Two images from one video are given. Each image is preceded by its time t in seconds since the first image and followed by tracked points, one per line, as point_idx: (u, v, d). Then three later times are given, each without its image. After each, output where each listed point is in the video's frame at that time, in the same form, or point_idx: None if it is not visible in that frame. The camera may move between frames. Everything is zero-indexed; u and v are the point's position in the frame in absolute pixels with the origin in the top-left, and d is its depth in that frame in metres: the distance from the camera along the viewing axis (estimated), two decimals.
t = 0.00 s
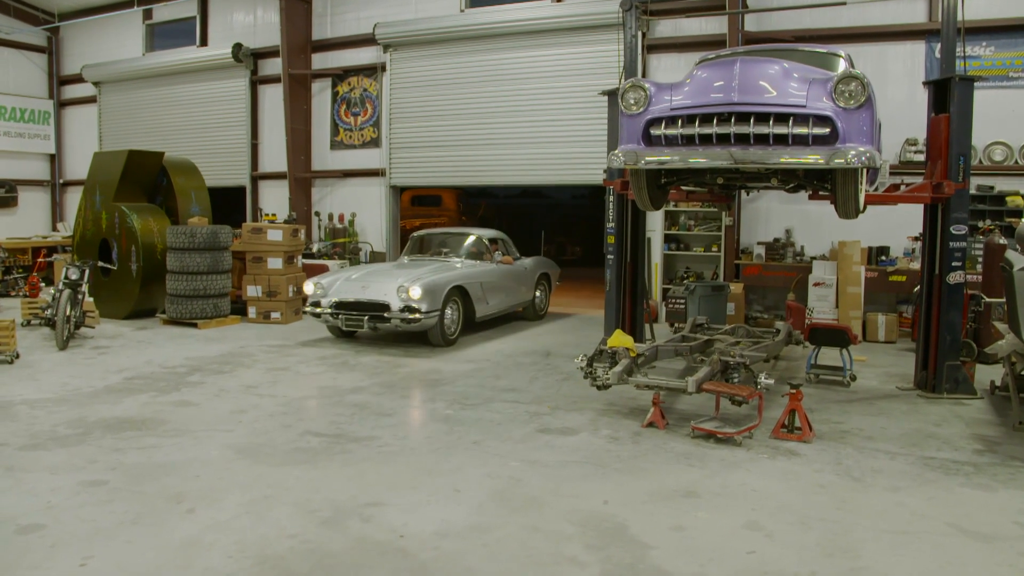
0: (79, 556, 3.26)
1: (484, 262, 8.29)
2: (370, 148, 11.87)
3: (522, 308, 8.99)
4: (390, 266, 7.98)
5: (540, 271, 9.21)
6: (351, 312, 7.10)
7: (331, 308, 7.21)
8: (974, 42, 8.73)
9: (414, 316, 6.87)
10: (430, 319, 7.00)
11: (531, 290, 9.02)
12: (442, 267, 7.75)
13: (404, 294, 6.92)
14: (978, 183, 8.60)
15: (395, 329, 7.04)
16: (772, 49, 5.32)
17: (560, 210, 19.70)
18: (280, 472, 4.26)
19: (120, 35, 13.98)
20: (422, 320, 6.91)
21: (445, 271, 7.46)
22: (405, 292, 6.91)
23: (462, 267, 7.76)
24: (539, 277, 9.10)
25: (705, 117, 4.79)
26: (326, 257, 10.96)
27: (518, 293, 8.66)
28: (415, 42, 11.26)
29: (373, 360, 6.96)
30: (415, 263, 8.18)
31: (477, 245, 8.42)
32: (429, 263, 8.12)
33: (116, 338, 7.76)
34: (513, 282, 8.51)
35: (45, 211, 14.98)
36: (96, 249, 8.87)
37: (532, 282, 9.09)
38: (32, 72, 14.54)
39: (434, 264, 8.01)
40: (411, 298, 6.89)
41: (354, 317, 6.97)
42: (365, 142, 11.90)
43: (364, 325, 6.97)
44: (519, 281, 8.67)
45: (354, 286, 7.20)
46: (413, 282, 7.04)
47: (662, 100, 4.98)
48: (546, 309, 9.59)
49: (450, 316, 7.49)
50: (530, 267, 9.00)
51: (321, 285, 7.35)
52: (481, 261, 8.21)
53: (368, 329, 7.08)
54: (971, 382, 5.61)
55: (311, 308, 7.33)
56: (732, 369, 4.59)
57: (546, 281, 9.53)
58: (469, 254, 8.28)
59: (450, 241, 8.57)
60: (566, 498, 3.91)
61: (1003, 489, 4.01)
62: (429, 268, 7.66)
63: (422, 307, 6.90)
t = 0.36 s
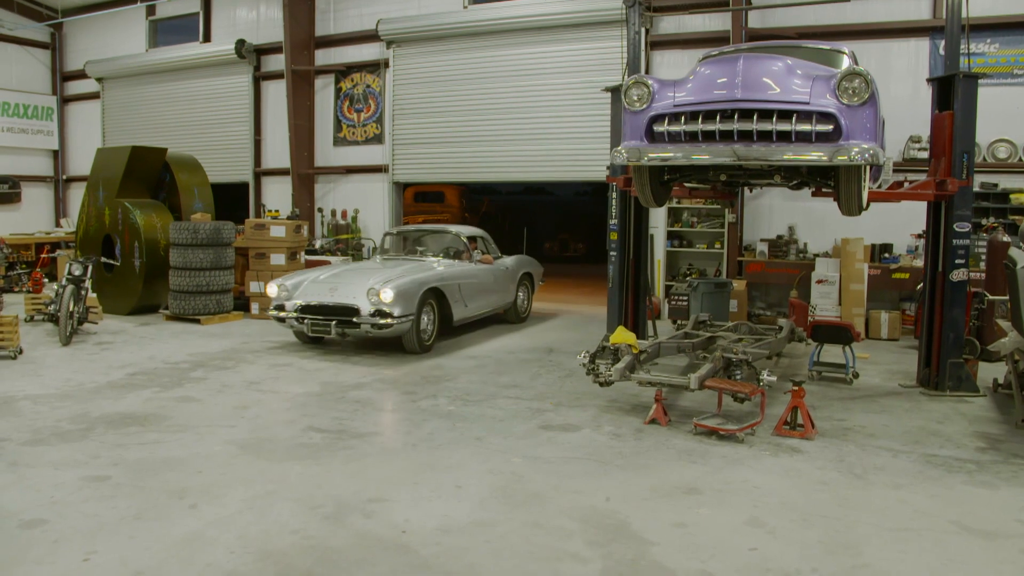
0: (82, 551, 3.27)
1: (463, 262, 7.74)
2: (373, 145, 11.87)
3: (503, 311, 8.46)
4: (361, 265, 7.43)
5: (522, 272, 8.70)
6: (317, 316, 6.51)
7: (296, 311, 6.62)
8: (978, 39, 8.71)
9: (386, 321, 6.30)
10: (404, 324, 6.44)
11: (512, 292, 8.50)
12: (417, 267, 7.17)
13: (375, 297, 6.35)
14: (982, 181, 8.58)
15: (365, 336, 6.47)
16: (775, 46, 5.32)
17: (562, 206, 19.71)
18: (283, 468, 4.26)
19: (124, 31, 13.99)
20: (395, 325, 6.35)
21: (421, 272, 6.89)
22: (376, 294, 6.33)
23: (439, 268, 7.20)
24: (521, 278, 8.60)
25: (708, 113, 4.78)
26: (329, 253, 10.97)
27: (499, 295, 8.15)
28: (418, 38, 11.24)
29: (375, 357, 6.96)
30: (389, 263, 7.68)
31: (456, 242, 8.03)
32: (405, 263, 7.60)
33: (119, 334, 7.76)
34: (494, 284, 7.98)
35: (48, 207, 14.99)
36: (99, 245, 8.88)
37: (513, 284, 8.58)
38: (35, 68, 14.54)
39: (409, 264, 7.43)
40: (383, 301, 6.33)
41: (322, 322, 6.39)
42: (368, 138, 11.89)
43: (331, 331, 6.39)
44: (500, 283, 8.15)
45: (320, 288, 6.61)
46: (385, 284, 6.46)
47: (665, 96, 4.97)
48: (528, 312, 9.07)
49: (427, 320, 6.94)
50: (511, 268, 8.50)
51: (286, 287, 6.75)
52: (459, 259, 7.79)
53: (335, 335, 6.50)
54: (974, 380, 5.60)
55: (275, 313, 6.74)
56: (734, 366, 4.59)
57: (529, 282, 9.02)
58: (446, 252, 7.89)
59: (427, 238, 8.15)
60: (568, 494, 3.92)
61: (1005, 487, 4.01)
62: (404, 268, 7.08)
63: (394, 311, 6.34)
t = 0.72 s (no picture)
0: (84, 546, 3.28)
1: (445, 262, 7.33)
2: (374, 141, 11.86)
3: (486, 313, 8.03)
4: (334, 266, 6.98)
5: (505, 271, 8.27)
6: (289, 321, 6.08)
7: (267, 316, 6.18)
8: (981, 36, 8.69)
9: (365, 326, 5.90)
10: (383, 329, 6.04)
11: (496, 293, 8.07)
12: (395, 268, 6.75)
13: (352, 300, 5.95)
14: (984, 178, 8.58)
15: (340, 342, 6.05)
16: (777, 43, 5.31)
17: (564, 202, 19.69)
18: (284, 464, 4.27)
19: (125, 27, 13.98)
20: (374, 331, 5.94)
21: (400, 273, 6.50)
22: (352, 297, 5.94)
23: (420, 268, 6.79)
24: (505, 278, 8.18)
25: (710, 110, 4.78)
26: (330, 249, 10.97)
27: (482, 297, 7.70)
28: (420, 34, 11.23)
29: (376, 353, 6.96)
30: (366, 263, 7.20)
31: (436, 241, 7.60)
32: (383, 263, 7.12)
33: (121, 329, 7.77)
34: (477, 284, 7.57)
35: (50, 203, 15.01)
36: (101, 241, 8.87)
37: (498, 284, 8.15)
38: (37, 64, 14.55)
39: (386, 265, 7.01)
40: (360, 305, 5.93)
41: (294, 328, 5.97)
42: (370, 135, 11.89)
43: (305, 337, 5.97)
44: (484, 283, 7.72)
45: (292, 291, 6.20)
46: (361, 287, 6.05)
47: (666, 93, 4.96)
48: (512, 313, 8.65)
49: (409, 324, 6.54)
50: (495, 267, 8.07)
51: (254, 289, 6.31)
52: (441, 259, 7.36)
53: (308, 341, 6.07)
54: (976, 376, 5.60)
55: (242, 318, 6.27)
56: (736, 363, 4.59)
57: (513, 282, 8.59)
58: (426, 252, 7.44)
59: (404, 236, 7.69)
60: (569, 490, 3.92)
61: (1006, 484, 4.01)
62: (381, 269, 6.68)
63: (372, 316, 5.94)
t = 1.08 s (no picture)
0: (89, 541, 3.29)
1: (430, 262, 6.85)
2: (377, 136, 11.87)
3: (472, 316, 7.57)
4: (311, 267, 6.52)
5: (492, 271, 7.80)
6: (265, 329, 5.62)
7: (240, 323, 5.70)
8: (986, 30, 8.66)
9: (349, 333, 5.45)
10: (369, 337, 5.60)
11: (483, 294, 7.61)
12: (379, 270, 6.31)
13: (335, 305, 5.50)
14: (989, 172, 8.56)
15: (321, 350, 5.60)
16: (781, 37, 5.28)
17: (567, 197, 19.68)
18: (288, 459, 4.28)
19: (128, 24, 13.99)
20: (359, 339, 5.50)
21: (386, 275, 6.05)
22: (335, 301, 5.49)
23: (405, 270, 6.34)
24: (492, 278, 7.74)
25: (714, 104, 4.77)
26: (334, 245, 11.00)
27: (470, 298, 7.26)
28: (423, 29, 11.23)
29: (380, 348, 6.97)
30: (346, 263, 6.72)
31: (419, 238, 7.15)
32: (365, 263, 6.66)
33: (125, 325, 7.78)
34: (464, 284, 7.10)
35: (54, 200, 15.03)
36: (105, 237, 8.88)
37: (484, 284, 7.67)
38: (40, 60, 14.56)
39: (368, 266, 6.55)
40: (344, 310, 5.49)
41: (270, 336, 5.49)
42: (373, 130, 11.89)
43: (283, 345, 5.50)
44: (471, 284, 7.25)
45: (268, 295, 5.71)
46: (346, 290, 5.62)
47: (670, 87, 4.94)
48: (498, 315, 8.18)
49: (396, 331, 6.09)
50: (481, 266, 7.59)
51: (226, 293, 5.80)
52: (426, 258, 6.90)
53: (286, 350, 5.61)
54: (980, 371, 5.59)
55: (212, 324, 5.76)
56: (739, 358, 4.59)
57: (499, 281, 8.14)
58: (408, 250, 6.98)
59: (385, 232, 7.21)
60: (573, 485, 3.92)
61: (1012, 479, 4.00)
62: (363, 271, 6.22)
63: (358, 323, 5.50)
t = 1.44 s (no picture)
0: (98, 534, 3.31)
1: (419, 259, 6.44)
2: (383, 130, 11.84)
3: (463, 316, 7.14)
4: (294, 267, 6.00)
5: (483, 268, 7.36)
6: (247, 335, 5.10)
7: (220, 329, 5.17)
8: (996, 21, 8.59)
9: (344, 340, 4.95)
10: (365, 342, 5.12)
11: (475, 292, 7.18)
12: (370, 268, 5.82)
13: (327, 309, 5.01)
14: (998, 164, 8.51)
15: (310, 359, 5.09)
16: (788, 29, 5.26)
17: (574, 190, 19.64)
18: (295, 451, 4.30)
19: (135, 18, 14.00)
20: (354, 346, 5.01)
21: (380, 275, 5.56)
22: (328, 305, 5.00)
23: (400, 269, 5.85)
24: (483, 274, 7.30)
25: (721, 97, 4.75)
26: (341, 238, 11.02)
27: (463, 297, 6.83)
28: (429, 22, 11.21)
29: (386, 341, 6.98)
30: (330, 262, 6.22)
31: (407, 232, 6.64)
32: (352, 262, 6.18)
33: (133, 319, 7.80)
34: (457, 283, 6.66)
35: (62, 194, 15.07)
36: (113, 232, 8.92)
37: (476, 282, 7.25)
38: (48, 55, 14.59)
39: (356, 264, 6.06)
40: (338, 315, 4.99)
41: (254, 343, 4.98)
42: (379, 123, 11.87)
43: (268, 353, 4.98)
44: (463, 282, 6.82)
45: (250, 299, 5.20)
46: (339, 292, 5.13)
47: (676, 80, 4.92)
48: (489, 313, 7.76)
49: (393, 335, 5.63)
50: (472, 263, 7.16)
51: (202, 295, 5.26)
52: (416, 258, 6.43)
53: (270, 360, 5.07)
54: (989, 364, 5.57)
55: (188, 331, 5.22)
56: (746, 351, 4.58)
57: (490, 278, 7.70)
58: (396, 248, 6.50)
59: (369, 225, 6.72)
60: (579, 478, 3.93)
61: (1020, 473, 3.98)
62: (353, 270, 5.73)
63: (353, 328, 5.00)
